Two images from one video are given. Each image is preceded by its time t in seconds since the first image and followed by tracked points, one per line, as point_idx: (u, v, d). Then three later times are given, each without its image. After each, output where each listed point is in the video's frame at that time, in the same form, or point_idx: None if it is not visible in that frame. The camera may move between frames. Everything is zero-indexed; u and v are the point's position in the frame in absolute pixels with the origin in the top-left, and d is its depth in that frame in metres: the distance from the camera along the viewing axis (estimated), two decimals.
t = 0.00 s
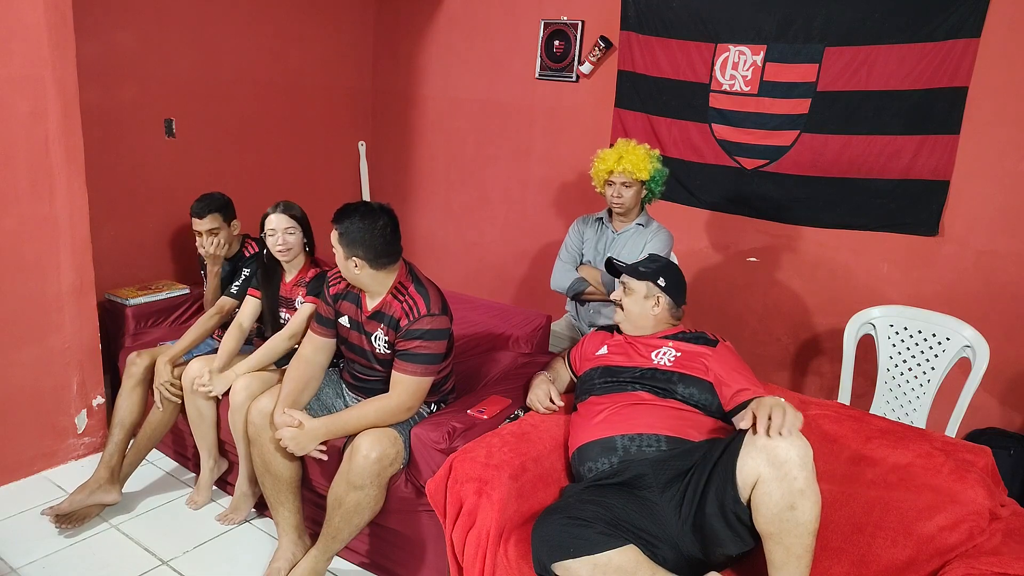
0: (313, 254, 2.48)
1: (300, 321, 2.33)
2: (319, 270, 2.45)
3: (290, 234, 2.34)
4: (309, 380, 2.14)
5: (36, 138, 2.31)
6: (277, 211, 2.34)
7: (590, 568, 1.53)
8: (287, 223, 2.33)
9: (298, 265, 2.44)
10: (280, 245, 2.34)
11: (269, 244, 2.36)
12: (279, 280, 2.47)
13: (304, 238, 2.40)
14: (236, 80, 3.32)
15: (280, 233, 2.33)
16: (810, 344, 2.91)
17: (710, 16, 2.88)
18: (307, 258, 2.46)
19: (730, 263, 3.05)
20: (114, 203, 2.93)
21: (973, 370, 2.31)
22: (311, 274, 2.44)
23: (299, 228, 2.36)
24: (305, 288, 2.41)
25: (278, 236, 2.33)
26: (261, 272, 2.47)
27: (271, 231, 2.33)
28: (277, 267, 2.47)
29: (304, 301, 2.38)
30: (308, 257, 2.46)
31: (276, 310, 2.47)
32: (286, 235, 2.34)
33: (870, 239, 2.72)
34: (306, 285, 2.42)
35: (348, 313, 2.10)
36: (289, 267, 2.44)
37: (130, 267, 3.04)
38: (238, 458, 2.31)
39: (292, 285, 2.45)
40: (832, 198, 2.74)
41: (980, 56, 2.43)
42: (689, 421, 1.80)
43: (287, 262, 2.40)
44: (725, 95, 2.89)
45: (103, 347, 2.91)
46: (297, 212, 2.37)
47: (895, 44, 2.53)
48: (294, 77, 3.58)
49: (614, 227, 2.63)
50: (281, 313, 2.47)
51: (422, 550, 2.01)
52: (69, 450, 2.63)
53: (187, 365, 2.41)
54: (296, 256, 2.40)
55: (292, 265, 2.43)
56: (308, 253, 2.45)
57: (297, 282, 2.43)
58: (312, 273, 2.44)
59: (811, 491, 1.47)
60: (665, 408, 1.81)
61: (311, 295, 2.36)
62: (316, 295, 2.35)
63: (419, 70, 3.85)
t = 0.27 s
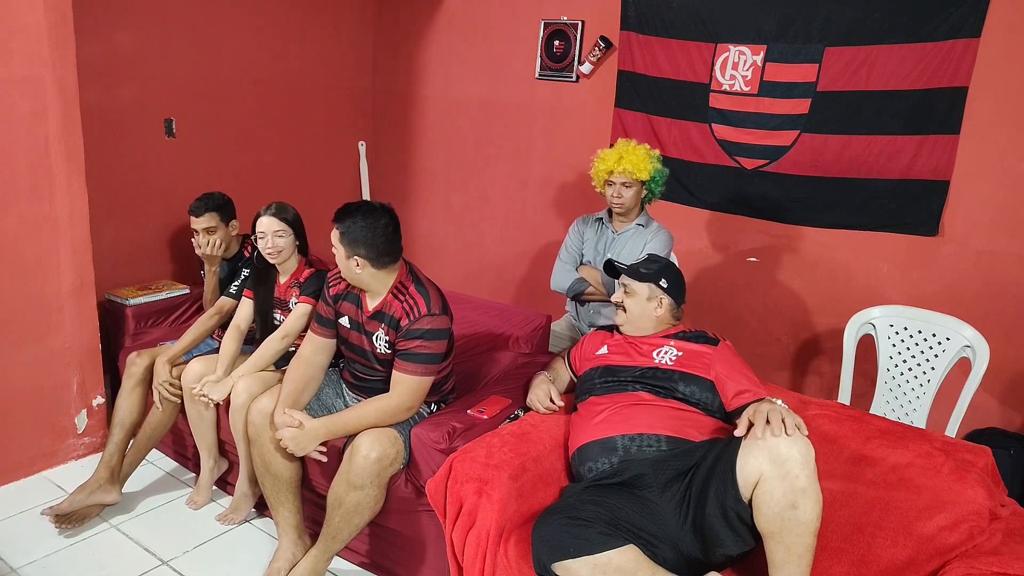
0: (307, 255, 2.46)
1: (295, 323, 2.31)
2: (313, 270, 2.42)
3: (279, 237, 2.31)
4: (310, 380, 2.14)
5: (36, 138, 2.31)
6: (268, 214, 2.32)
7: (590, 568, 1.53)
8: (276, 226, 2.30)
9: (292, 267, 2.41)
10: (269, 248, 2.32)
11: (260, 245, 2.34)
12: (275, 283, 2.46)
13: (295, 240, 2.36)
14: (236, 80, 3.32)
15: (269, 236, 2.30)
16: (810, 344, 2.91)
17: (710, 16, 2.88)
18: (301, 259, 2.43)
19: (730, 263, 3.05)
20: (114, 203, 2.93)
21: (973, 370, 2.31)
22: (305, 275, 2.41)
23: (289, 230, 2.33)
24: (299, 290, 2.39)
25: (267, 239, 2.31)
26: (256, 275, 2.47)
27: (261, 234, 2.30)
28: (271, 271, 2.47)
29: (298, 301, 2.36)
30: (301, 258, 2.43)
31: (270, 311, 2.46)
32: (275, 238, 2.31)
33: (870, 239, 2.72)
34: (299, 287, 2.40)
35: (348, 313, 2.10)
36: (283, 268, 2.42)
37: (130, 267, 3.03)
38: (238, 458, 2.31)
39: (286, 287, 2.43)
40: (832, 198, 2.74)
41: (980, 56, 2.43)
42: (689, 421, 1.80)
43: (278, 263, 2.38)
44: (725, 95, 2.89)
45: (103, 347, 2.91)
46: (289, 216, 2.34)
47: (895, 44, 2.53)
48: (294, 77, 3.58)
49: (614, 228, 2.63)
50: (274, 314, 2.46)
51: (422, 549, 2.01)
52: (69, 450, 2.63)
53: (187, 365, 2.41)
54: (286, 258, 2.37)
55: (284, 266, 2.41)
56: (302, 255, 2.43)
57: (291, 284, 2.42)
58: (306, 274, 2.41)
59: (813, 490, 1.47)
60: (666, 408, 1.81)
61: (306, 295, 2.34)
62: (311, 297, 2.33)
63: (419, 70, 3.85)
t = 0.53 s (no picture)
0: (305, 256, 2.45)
1: (295, 326, 2.31)
2: (312, 271, 2.43)
3: (276, 241, 2.30)
4: (310, 380, 2.14)
5: (36, 138, 2.31)
6: (265, 216, 2.30)
7: (590, 568, 1.53)
8: (272, 229, 2.29)
9: (291, 269, 2.41)
10: (266, 251, 2.31)
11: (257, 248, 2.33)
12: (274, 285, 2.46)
13: (293, 243, 2.35)
14: (236, 80, 3.32)
15: (266, 239, 2.29)
16: (810, 344, 2.91)
17: (710, 16, 2.88)
18: (299, 261, 2.42)
19: (730, 263, 3.05)
20: (114, 203, 2.93)
21: (973, 370, 2.31)
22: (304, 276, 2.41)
23: (285, 233, 2.32)
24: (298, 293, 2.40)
25: (264, 241, 2.30)
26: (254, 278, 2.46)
27: (258, 236, 2.29)
28: (270, 272, 2.46)
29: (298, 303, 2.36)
30: (300, 259, 2.43)
31: (270, 311, 2.46)
32: (272, 241, 2.30)
33: (870, 239, 2.72)
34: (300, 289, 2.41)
35: (348, 313, 2.10)
36: (282, 270, 2.41)
37: (130, 267, 3.03)
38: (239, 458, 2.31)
39: (285, 289, 2.43)
40: (832, 198, 2.74)
41: (980, 56, 2.43)
42: (689, 421, 1.80)
43: (277, 265, 2.38)
44: (725, 95, 2.89)
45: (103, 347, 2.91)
46: (287, 216, 2.33)
47: (894, 45, 2.53)
48: (294, 77, 3.58)
49: (614, 228, 2.63)
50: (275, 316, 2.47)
51: (422, 549, 2.01)
52: (69, 450, 2.63)
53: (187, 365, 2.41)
54: (285, 261, 2.37)
55: (283, 269, 2.41)
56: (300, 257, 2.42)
57: (291, 286, 2.42)
58: (304, 276, 2.41)
59: (814, 489, 1.47)
60: (667, 408, 1.81)
61: (305, 297, 2.33)
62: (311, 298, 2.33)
63: (419, 70, 3.85)
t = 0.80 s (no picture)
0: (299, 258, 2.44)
1: (296, 340, 2.32)
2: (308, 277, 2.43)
3: (267, 243, 2.29)
4: (310, 380, 2.14)
5: (36, 138, 2.31)
6: (259, 219, 2.30)
7: (590, 568, 1.53)
8: (263, 232, 2.29)
9: (285, 272, 2.40)
10: (257, 254, 2.31)
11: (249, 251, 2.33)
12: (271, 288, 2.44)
13: (286, 246, 2.34)
14: (236, 79, 3.32)
15: (257, 242, 2.29)
16: (809, 343, 2.91)
17: (710, 16, 2.88)
18: (292, 264, 2.42)
19: (730, 263, 3.05)
20: (114, 202, 2.93)
21: (973, 370, 2.31)
22: (299, 282, 2.41)
23: (276, 236, 2.31)
24: (295, 298, 2.39)
25: (255, 244, 2.30)
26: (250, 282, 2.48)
27: (249, 238, 2.29)
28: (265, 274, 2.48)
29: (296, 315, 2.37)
30: (293, 263, 2.42)
31: (267, 315, 2.48)
32: (261, 244, 2.29)
33: (869, 239, 2.72)
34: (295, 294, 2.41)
35: (349, 314, 2.10)
36: (276, 274, 2.41)
37: (130, 267, 3.03)
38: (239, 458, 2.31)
39: (281, 293, 2.43)
40: (832, 198, 2.74)
41: (980, 56, 2.43)
42: (689, 421, 1.80)
43: (270, 268, 2.38)
44: (725, 95, 2.89)
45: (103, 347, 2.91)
46: (281, 219, 2.34)
47: (894, 44, 2.53)
48: (294, 77, 3.58)
49: (614, 228, 2.63)
50: (273, 319, 2.47)
51: (422, 549, 2.01)
52: (69, 450, 2.63)
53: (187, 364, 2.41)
54: (276, 263, 2.36)
55: (277, 273, 2.40)
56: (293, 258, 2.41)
57: (286, 291, 2.41)
58: (299, 282, 2.41)
59: (815, 488, 1.47)
60: (666, 408, 1.81)
61: (304, 311, 2.33)
62: (309, 311, 2.33)
63: (419, 70, 3.85)
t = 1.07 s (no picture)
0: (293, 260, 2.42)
1: (291, 340, 2.31)
2: (302, 278, 2.39)
3: (260, 247, 2.29)
4: (310, 380, 2.14)
5: (36, 138, 2.31)
6: (251, 222, 2.29)
7: (591, 568, 1.53)
8: (256, 235, 2.27)
9: (279, 275, 2.39)
10: (251, 257, 2.30)
11: (242, 254, 2.33)
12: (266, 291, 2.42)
13: (279, 249, 2.34)
14: (236, 79, 3.32)
15: (249, 245, 2.28)
16: (809, 343, 2.91)
17: (709, 16, 2.88)
18: (287, 266, 2.39)
19: (730, 263, 3.05)
20: (114, 202, 2.93)
21: (973, 370, 2.31)
22: (294, 284, 2.37)
23: (269, 239, 2.30)
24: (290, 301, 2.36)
25: (248, 248, 2.29)
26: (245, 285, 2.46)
27: (242, 242, 2.29)
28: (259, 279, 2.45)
29: (291, 317, 2.35)
30: (288, 265, 2.40)
31: (262, 318, 2.46)
32: (254, 247, 2.29)
33: (869, 239, 2.72)
34: (289, 296, 2.37)
35: (349, 314, 2.10)
36: (270, 277, 2.40)
37: (130, 267, 3.03)
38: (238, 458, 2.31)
39: (276, 296, 2.41)
40: (832, 198, 2.74)
41: (980, 56, 2.43)
42: (689, 421, 1.81)
43: (263, 271, 2.37)
44: (725, 95, 2.89)
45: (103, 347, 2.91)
46: (278, 221, 2.34)
47: (894, 44, 2.53)
48: (294, 77, 3.58)
49: (614, 228, 2.63)
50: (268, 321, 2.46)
51: (422, 549, 2.01)
52: (69, 450, 2.63)
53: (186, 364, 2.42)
54: (270, 267, 2.35)
55: (271, 276, 2.38)
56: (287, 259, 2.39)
57: (280, 294, 2.39)
58: (294, 284, 2.37)
59: (817, 488, 1.47)
60: (666, 408, 1.81)
61: (298, 312, 2.33)
62: (303, 312, 2.33)
63: (419, 70, 3.85)
